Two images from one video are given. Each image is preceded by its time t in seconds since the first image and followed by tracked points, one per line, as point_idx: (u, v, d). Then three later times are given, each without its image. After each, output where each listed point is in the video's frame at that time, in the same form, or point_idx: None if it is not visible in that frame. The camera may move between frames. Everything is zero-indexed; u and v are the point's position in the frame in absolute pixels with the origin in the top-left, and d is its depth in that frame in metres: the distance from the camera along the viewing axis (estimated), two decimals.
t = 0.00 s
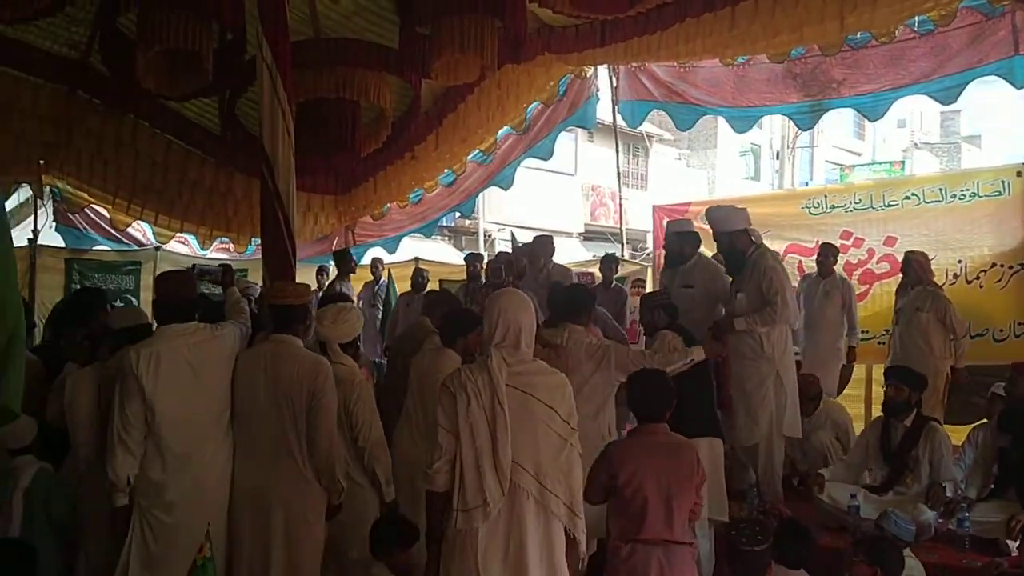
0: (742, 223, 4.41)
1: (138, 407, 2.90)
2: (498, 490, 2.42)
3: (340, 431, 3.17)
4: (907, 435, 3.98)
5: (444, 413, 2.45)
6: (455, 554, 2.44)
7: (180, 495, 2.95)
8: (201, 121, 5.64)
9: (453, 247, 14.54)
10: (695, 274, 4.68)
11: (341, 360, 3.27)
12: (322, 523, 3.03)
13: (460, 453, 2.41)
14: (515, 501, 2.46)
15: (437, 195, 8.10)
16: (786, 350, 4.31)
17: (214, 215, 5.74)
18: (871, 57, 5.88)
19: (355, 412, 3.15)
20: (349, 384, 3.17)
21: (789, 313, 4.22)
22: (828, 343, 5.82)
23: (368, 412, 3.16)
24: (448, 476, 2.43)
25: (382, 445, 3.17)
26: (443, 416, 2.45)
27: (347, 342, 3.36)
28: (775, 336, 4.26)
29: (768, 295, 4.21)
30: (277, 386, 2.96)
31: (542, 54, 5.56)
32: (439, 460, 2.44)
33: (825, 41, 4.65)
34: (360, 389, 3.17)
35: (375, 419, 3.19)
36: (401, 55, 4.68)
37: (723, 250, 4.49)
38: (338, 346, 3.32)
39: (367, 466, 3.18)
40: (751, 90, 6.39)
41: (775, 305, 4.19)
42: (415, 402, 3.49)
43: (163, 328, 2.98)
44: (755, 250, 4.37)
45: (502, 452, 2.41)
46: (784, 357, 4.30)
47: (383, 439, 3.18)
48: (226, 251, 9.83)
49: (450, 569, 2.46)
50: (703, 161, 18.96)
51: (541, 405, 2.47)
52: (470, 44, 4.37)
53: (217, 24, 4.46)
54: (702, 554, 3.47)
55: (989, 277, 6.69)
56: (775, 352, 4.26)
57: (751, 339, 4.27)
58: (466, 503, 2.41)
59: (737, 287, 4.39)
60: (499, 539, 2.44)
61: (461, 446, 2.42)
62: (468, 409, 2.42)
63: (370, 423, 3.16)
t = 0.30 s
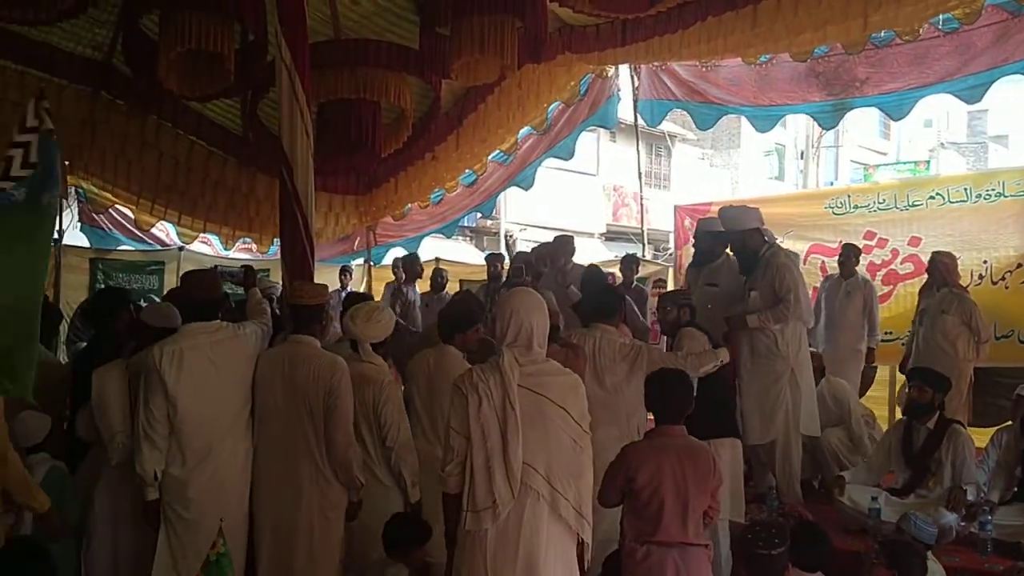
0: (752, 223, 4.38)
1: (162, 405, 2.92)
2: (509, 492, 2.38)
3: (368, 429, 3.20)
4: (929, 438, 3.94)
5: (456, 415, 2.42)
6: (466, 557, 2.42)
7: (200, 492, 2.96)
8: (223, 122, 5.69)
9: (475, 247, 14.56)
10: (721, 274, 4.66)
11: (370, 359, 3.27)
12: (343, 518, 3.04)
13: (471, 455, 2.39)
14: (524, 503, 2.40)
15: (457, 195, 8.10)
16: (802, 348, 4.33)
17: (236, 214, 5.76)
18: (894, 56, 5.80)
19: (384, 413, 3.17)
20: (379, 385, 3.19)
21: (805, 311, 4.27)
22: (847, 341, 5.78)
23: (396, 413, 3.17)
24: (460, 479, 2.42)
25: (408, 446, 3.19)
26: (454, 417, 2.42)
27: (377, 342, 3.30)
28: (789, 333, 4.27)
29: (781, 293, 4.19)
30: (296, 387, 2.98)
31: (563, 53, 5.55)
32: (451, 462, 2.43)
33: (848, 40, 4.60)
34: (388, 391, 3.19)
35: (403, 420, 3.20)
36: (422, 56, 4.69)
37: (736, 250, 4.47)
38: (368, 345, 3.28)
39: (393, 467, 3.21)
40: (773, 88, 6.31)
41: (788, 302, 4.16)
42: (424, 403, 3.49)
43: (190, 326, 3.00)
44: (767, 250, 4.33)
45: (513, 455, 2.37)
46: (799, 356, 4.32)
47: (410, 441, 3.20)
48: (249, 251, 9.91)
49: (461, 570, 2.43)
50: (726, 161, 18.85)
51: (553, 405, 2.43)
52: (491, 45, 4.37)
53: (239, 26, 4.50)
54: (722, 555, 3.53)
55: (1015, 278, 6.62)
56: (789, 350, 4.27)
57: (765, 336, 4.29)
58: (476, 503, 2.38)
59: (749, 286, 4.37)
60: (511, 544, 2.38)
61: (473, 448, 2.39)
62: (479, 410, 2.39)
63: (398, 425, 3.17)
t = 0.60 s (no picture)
0: (767, 221, 4.36)
1: (179, 400, 2.93)
2: (521, 490, 2.38)
3: (389, 426, 3.22)
4: (948, 438, 3.92)
5: (467, 412, 2.42)
6: (479, 555, 2.42)
7: (216, 487, 2.98)
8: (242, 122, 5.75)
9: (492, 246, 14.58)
10: (732, 271, 4.65)
11: (394, 358, 3.28)
12: (363, 517, 3.07)
13: (482, 452, 2.39)
14: (538, 502, 2.40)
15: (474, 194, 8.11)
16: (815, 345, 4.36)
17: (255, 213, 5.84)
18: (914, 54, 5.74)
19: (407, 412, 3.18)
20: (402, 382, 3.20)
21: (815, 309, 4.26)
22: (864, 339, 5.75)
23: (421, 413, 3.19)
24: (471, 477, 2.42)
25: (430, 446, 3.20)
26: (466, 416, 2.42)
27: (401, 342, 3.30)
28: (802, 330, 4.30)
29: (792, 290, 4.18)
30: (311, 383, 3.01)
31: (580, 52, 5.54)
32: (462, 461, 2.43)
33: (866, 37, 4.57)
34: (412, 390, 3.20)
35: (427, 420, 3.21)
36: (438, 55, 4.70)
37: (749, 247, 4.46)
38: (393, 343, 3.29)
39: (414, 466, 3.22)
40: (790, 87, 6.26)
41: (799, 300, 4.15)
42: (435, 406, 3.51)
43: (207, 322, 3.01)
44: (782, 248, 4.32)
45: (526, 452, 2.37)
46: (812, 353, 4.34)
47: (430, 440, 3.21)
48: (267, 250, 9.98)
49: (473, 569, 2.44)
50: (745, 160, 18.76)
51: (565, 403, 2.43)
52: (508, 44, 4.38)
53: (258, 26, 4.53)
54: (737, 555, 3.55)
55: None
56: (802, 348, 4.29)
57: (778, 333, 4.32)
58: (490, 503, 2.38)
59: (763, 284, 4.36)
60: (523, 542, 2.38)
61: (485, 445, 2.39)
62: (490, 408, 2.38)
63: (421, 425, 3.18)
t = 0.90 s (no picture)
0: (783, 220, 4.32)
1: (192, 401, 2.93)
2: (538, 492, 2.36)
3: (403, 428, 3.21)
4: (967, 439, 3.89)
5: (482, 415, 2.42)
6: (494, 556, 2.41)
7: (230, 485, 2.98)
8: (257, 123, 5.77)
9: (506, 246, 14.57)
10: (739, 270, 4.60)
11: (408, 359, 3.27)
12: (383, 516, 3.07)
13: (498, 453, 2.38)
14: (557, 503, 2.39)
15: (487, 194, 8.10)
16: (829, 345, 4.32)
17: (268, 214, 5.85)
18: (931, 51, 5.67)
19: (419, 412, 3.19)
20: (414, 384, 3.21)
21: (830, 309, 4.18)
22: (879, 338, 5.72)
23: (433, 414, 3.20)
24: (486, 479, 2.42)
25: (443, 447, 3.22)
26: (480, 418, 2.42)
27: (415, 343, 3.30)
28: (816, 330, 4.27)
29: (806, 290, 4.15)
30: (335, 382, 3.01)
31: (594, 51, 5.51)
32: (477, 464, 2.43)
33: (882, 35, 4.52)
34: (424, 392, 3.21)
35: (439, 420, 3.22)
36: (452, 54, 4.69)
37: (765, 246, 4.42)
38: (407, 344, 3.28)
39: (427, 467, 3.23)
40: (806, 85, 6.22)
41: (813, 299, 4.11)
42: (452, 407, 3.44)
43: (218, 323, 3.01)
44: (797, 247, 4.28)
45: (543, 454, 2.36)
46: (826, 353, 4.31)
47: (442, 442, 3.23)
48: (281, 250, 10.01)
49: (488, 570, 2.42)
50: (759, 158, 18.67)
51: (581, 406, 2.41)
52: (521, 43, 4.36)
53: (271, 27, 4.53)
54: (754, 555, 3.51)
55: None
56: (816, 347, 4.26)
57: (791, 332, 4.29)
58: (506, 506, 2.37)
59: (777, 284, 4.33)
60: (538, 544, 2.37)
61: (500, 446, 2.38)
62: (505, 410, 2.37)
63: (432, 427, 3.19)
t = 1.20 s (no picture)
0: (800, 219, 4.30)
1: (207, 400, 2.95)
2: (561, 492, 2.35)
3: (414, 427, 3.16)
4: (986, 438, 3.86)
5: (503, 415, 2.39)
6: (516, 557, 2.40)
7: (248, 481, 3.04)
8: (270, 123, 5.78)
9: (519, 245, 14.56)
10: (756, 266, 4.59)
11: (416, 357, 3.26)
12: (404, 513, 3.07)
13: (520, 454, 2.35)
14: (581, 503, 2.37)
15: (501, 194, 8.10)
16: (845, 346, 4.28)
17: (283, 214, 5.86)
18: (946, 48, 5.59)
19: (430, 409, 3.12)
20: (424, 381, 3.15)
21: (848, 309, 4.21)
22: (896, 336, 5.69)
23: (443, 410, 3.12)
24: (508, 481, 2.39)
25: (455, 445, 3.13)
26: (501, 418, 2.39)
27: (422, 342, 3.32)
28: (832, 329, 4.23)
29: (824, 288, 4.12)
30: (360, 381, 2.99)
31: (607, 49, 5.46)
32: (498, 465, 2.40)
33: (898, 31, 4.49)
34: (434, 388, 3.15)
35: (449, 417, 3.16)
36: (465, 53, 4.67)
37: (782, 246, 4.38)
38: (414, 342, 3.30)
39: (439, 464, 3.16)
40: (821, 83, 6.18)
41: (831, 297, 4.09)
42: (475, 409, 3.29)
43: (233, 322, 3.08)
44: (813, 246, 4.25)
45: (565, 455, 2.34)
46: (842, 352, 4.28)
47: (456, 437, 3.15)
48: (295, 250, 10.04)
49: (511, 570, 2.41)
50: (772, 156, 18.59)
51: (603, 405, 2.40)
52: (536, 41, 4.34)
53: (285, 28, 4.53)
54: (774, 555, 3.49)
55: None
56: (832, 345, 4.23)
57: (807, 331, 4.25)
58: (529, 507, 2.35)
59: (794, 282, 4.30)
60: (560, 547, 2.36)
61: (522, 447, 2.36)
62: (527, 410, 2.35)
63: (444, 421, 3.12)
